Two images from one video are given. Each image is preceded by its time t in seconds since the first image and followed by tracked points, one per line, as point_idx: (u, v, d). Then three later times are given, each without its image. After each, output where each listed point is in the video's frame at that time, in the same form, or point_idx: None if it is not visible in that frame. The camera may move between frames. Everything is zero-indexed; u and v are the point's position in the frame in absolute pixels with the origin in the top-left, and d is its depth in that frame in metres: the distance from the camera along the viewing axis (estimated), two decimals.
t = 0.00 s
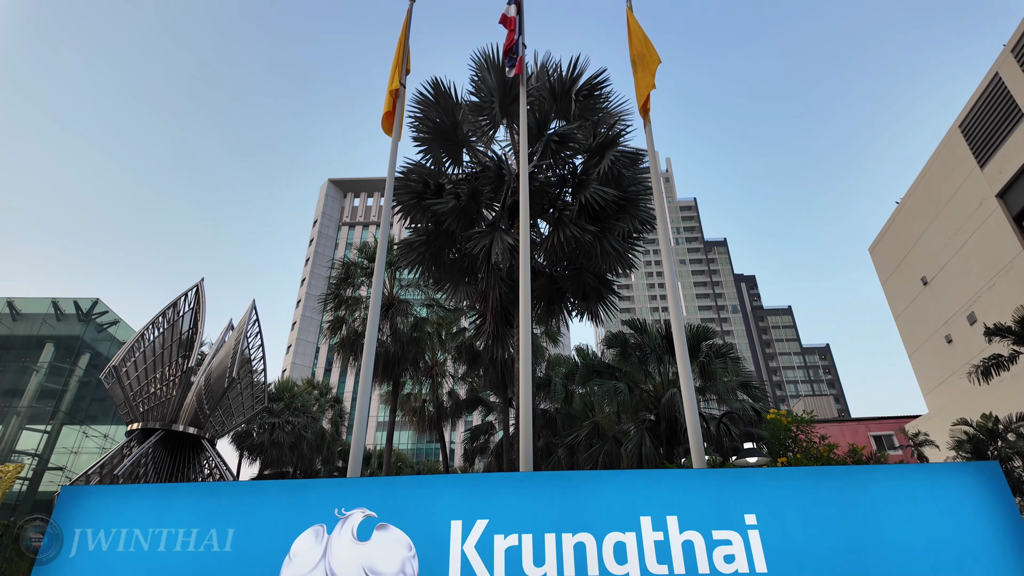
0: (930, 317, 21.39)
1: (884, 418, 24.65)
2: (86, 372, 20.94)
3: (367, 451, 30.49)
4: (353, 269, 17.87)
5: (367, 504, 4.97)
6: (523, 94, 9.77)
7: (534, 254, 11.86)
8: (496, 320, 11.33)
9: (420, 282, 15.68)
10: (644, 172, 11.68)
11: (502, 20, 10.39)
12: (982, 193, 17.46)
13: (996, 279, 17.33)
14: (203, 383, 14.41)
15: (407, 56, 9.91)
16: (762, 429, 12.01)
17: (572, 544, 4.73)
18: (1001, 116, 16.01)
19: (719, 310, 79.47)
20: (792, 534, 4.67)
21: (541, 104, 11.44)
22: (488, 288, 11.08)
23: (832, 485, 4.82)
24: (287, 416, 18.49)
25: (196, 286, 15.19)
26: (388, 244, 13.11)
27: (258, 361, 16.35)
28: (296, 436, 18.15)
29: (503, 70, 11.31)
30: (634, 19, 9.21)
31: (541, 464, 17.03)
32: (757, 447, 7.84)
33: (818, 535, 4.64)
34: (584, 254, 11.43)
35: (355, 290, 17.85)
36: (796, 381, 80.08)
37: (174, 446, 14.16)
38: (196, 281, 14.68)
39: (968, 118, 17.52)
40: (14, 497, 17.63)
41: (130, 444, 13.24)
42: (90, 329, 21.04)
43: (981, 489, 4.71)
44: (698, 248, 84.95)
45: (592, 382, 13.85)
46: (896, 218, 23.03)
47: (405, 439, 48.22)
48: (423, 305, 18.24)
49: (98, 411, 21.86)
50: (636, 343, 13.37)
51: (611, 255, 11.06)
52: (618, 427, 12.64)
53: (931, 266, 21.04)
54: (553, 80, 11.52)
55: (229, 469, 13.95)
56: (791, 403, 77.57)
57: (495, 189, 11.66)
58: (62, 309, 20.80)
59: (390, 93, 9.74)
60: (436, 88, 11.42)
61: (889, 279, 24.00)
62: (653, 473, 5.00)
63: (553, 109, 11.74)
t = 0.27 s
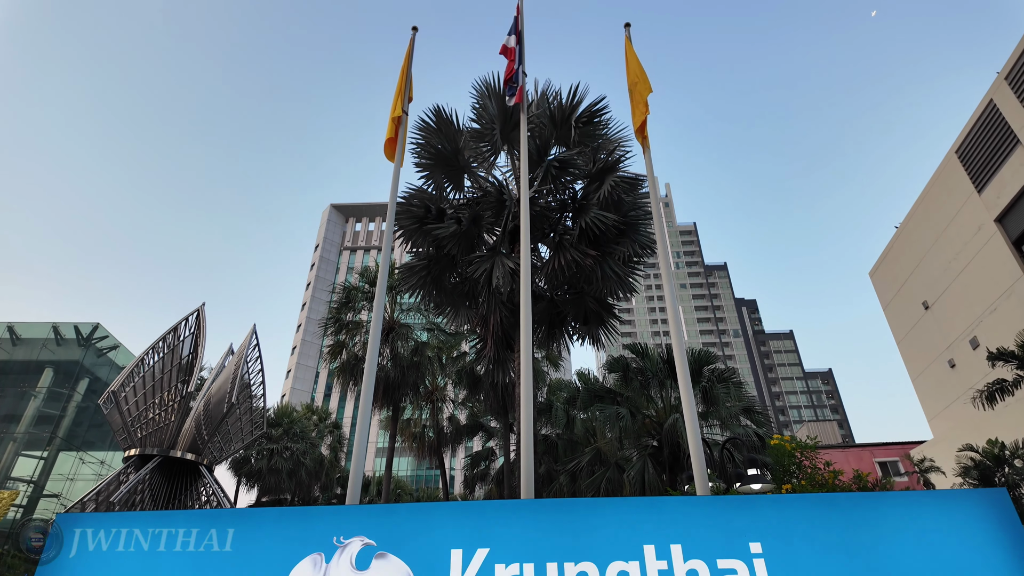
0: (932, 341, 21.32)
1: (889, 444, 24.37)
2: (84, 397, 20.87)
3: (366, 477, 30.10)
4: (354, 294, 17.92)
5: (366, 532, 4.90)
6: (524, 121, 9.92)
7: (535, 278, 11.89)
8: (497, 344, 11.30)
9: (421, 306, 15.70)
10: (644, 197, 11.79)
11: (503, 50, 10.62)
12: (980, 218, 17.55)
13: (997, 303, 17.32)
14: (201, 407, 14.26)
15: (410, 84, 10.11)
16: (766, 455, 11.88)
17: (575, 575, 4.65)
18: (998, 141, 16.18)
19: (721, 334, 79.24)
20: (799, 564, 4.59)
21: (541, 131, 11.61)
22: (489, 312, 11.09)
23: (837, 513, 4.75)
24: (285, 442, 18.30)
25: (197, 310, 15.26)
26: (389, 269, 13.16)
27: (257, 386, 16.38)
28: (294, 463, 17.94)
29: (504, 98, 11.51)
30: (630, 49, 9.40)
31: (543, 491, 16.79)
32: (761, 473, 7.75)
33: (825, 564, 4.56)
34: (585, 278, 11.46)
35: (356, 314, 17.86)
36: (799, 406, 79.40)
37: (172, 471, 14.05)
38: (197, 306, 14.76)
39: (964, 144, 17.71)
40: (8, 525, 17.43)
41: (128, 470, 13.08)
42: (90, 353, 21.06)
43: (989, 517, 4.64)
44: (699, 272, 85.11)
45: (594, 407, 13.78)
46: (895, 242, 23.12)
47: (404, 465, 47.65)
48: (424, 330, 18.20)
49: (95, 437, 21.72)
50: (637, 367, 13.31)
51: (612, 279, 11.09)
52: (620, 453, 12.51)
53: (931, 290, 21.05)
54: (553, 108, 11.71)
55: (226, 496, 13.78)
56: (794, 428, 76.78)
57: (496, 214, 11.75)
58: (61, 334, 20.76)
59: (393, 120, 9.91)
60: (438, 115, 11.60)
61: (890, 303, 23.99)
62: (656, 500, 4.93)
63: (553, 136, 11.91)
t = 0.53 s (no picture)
0: (935, 364, 21.23)
1: (894, 467, 24.06)
2: (82, 420, 20.78)
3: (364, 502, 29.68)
4: (354, 315, 17.94)
5: (364, 558, 4.81)
6: (524, 145, 10.05)
7: (536, 300, 11.90)
8: (498, 366, 11.26)
9: (422, 327, 15.69)
10: (644, 219, 11.87)
11: (504, 75, 10.81)
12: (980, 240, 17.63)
13: (998, 325, 17.30)
14: (200, 430, 14.13)
15: (412, 108, 10.26)
16: (769, 479, 11.74)
17: None
18: (995, 164, 16.33)
19: (722, 356, 78.87)
20: None
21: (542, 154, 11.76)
22: (490, 333, 11.08)
23: (844, 539, 4.67)
24: (284, 465, 18.10)
25: (198, 333, 15.30)
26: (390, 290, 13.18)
27: (256, 409, 16.33)
28: (292, 486, 17.71)
29: (504, 122, 11.67)
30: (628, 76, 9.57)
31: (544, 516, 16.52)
32: (765, 497, 7.65)
33: None
34: (586, 299, 11.48)
35: (356, 336, 17.85)
36: (802, 428, 78.62)
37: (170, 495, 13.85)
38: (198, 329, 14.80)
39: (962, 166, 17.86)
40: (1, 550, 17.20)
41: (124, 495, 12.90)
42: (88, 376, 21.23)
43: (997, 544, 4.57)
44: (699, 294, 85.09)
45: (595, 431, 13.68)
46: (895, 264, 23.18)
47: (403, 490, 47.04)
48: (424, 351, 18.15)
49: (92, 460, 21.56)
50: (639, 390, 13.24)
51: (613, 301, 11.09)
52: (623, 476, 12.36)
53: (933, 312, 21.03)
54: (553, 132, 11.88)
55: (224, 521, 13.58)
56: (797, 451, 75.92)
57: (497, 236, 11.81)
58: (61, 356, 20.87)
59: (395, 144, 10.03)
60: (440, 139, 11.77)
61: (892, 325, 23.94)
62: (660, 525, 4.85)
63: (554, 159, 12.05)
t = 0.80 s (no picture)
0: (937, 384, 21.12)
1: (899, 489, 23.78)
2: (80, 441, 20.62)
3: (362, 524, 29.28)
4: (355, 335, 17.92)
5: None
6: (524, 165, 10.15)
7: (536, 319, 11.90)
8: (498, 386, 11.22)
9: (422, 347, 15.67)
10: (644, 238, 11.92)
11: (504, 97, 10.97)
12: (979, 259, 17.68)
13: (1000, 344, 17.26)
14: (199, 451, 14.02)
15: (414, 129, 10.39)
16: (772, 501, 11.62)
17: None
18: (993, 184, 16.45)
19: (724, 376, 78.46)
20: None
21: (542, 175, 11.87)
22: (490, 352, 11.06)
23: (848, 563, 4.60)
24: (282, 487, 17.90)
25: (198, 352, 15.24)
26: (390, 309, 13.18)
27: (255, 429, 16.24)
28: (290, 508, 17.47)
29: (505, 143, 11.80)
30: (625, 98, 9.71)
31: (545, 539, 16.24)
32: (768, 519, 7.56)
33: None
34: (586, 318, 11.48)
35: (356, 355, 17.81)
36: (805, 449, 77.85)
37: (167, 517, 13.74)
38: (198, 348, 14.77)
39: (960, 186, 17.99)
40: None
41: (121, 517, 12.76)
42: (87, 397, 20.90)
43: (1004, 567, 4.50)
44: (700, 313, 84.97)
45: (596, 452, 13.48)
46: (895, 284, 23.19)
47: (402, 512, 46.42)
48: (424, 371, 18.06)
49: (89, 481, 21.35)
50: (640, 410, 13.14)
51: (613, 320, 11.09)
52: (625, 498, 12.30)
53: (934, 331, 20.98)
54: (553, 152, 12.01)
55: (220, 544, 13.38)
56: (801, 473, 75.05)
57: (497, 255, 11.85)
58: (59, 375, 20.56)
59: (397, 164, 10.14)
60: (441, 159, 11.90)
61: (894, 344, 23.85)
62: (662, 548, 4.78)
63: (554, 179, 12.16)
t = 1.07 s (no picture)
0: (941, 401, 21.00)
1: (904, 507, 23.51)
2: (78, 458, 20.44)
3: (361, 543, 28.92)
4: (355, 351, 17.90)
5: None
6: (524, 183, 10.23)
7: (537, 335, 11.89)
8: (499, 403, 11.17)
9: (423, 364, 15.64)
10: (644, 255, 11.94)
11: (505, 116, 11.09)
12: (980, 276, 17.70)
13: (1003, 361, 17.19)
14: (197, 469, 13.96)
15: (415, 147, 10.49)
16: (777, 520, 11.50)
17: None
18: (992, 200, 16.53)
19: (726, 393, 78.06)
20: None
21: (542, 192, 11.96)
22: (491, 369, 11.03)
23: None
24: (281, 506, 17.72)
25: (198, 369, 15.25)
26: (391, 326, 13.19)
27: (255, 447, 16.15)
28: (289, 527, 17.28)
29: (505, 160, 11.90)
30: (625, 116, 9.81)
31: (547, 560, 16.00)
32: (772, 539, 7.48)
33: None
34: (587, 334, 11.47)
35: (356, 372, 17.77)
36: (808, 467, 77.15)
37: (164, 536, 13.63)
38: (198, 366, 14.81)
39: (959, 203, 18.07)
40: None
41: (117, 536, 12.67)
42: (86, 415, 20.82)
43: None
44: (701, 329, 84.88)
45: (598, 470, 13.34)
46: (896, 300, 23.18)
47: (402, 532, 45.91)
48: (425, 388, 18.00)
49: (87, 500, 21.13)
50: (642, 428, 13.04)
51: (614, 336, 11.08)
52: (627, 517, 12.16)
53: (936, 348, 20.92)
54: (553, 170, 12.11)
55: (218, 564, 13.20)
56: (805, 491, 74.29)
57: (498, 272, 11.88)
58: (59, 393, 20.47)
59: (398, 182, 10.22)
60: (442, 177, 12.00)
61: (896, 361, 23.76)
62: (665, 568, 4.71)
63: (554, 197, 12.23)
